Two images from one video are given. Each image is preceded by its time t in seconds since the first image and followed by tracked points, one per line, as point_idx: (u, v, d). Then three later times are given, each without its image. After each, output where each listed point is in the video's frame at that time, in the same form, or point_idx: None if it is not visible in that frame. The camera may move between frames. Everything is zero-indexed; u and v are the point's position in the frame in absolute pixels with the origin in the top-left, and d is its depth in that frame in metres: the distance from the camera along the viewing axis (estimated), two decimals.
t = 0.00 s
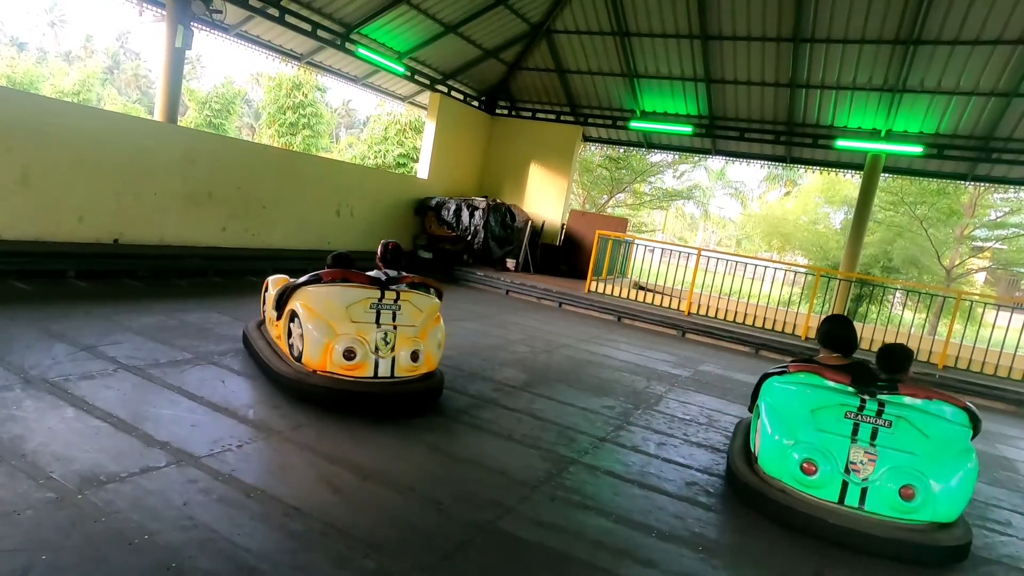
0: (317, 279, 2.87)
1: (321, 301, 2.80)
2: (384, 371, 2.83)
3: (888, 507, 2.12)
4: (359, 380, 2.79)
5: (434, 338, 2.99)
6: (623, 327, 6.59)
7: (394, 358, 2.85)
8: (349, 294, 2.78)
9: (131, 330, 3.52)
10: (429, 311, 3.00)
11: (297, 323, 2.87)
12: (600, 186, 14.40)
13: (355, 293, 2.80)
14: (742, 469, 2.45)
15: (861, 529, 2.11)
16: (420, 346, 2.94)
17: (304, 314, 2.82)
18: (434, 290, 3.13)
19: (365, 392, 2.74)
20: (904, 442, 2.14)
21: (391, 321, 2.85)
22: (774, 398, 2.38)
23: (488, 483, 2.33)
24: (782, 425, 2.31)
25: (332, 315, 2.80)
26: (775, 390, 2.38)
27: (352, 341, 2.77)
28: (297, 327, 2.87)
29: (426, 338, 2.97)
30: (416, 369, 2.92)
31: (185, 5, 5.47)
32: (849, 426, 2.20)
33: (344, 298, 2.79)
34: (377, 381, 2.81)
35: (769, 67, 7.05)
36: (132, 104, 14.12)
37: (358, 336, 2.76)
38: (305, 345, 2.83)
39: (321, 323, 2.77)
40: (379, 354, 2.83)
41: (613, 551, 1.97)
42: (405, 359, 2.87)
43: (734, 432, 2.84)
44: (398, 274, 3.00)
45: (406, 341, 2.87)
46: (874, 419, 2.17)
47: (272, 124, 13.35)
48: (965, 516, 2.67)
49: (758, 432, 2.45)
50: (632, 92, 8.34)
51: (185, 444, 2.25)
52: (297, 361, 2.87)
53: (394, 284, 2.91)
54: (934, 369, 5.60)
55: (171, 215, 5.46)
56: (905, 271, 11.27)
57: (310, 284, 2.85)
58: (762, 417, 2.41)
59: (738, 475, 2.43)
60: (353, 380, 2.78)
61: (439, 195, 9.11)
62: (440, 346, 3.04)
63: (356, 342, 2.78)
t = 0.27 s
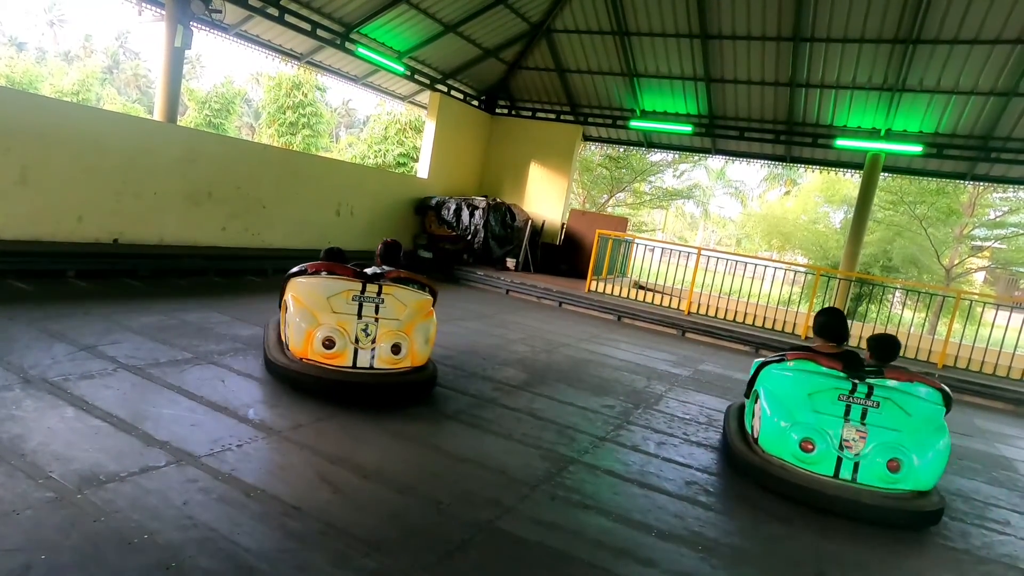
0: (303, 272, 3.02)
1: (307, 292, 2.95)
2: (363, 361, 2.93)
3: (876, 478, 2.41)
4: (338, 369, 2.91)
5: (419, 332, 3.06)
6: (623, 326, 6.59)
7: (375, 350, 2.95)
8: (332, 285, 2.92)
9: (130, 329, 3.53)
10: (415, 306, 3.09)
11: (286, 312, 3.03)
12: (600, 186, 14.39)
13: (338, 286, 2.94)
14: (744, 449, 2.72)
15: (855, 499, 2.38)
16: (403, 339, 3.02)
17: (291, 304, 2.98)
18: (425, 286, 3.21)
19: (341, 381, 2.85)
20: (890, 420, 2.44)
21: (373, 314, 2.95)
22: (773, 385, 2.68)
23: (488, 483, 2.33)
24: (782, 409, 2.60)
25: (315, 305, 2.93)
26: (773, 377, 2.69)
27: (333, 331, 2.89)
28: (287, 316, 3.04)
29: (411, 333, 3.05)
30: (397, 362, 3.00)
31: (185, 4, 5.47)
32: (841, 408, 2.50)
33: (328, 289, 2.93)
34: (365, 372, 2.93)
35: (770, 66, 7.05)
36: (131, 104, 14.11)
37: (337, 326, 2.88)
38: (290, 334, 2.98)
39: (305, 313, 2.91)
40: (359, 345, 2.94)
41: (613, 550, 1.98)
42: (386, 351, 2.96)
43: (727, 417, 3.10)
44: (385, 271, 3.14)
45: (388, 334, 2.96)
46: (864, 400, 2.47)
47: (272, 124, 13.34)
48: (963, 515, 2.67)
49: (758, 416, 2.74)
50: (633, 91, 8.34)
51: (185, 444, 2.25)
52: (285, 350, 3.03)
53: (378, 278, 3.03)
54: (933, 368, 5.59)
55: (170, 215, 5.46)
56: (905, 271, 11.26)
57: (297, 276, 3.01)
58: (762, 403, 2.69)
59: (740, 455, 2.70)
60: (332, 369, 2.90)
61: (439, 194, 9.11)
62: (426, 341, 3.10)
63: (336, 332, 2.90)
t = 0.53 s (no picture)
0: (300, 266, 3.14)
1: (301, 285, 3.06)
2: (350, 354, 3.03)
3: (862, 456, 2.64)
4: (326, 360, 3.03)
5: (408, 328, 3.12)
6: (622, 325, 6.59)
7: (363, 343, 3.04)
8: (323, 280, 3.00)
9: (130, 329, 3.53)
10: (406, 302, 3.14)
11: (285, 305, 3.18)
12: (600, 185, 14.39)
13: (329, 280, 3.01)
14: (740, 433, 2.94)
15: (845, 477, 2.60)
16: (391, 334, 3.09)
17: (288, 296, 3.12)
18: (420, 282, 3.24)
19: (327, 372, 2.97)
20: (874, 403, 2.65)
21: (362, 309, 3.03)
22: (766, 373, 2.87)
23: (488, 482, 2.34)
24: (775, 395, 2.81)
25: (308, 298, 3.05)
26: (766, 365, 2.86)
27: (323, 323, 3.01)
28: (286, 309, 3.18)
29: (400, 328, 3.12)
30: (384, 355, 3.08)
31: (184, 4, 5.48)
32: (829, 392, 2.70)
33: (319, 283, 3.02)
34: (362, 366, 3.03)
35: (769, 66, 7.05)
36: (130, 103, 14.10)
37: (326, 320, 2.99)
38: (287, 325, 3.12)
39: (299, 305, 3.04)
40: (348, 337, 3.04)
41: (611, 549, 1.98)
42: (373, 345, 3.04)
43: (719, 405, 3.32)
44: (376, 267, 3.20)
45: (376, 329, 3.05)
46: (850, 385, 2.66)
47: (271, 123, 13.34)
48: (962, 514, 2.67)
49: (752, 401, 2.95)
50: (632, 91, 8.34)
51: (185, 443, 2.26)
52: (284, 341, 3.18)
53: (369, 274, 3.08)
54: (932, 367, 5.59)
55: (170, 215, 5.47)
56: (904, 270, 11.27)
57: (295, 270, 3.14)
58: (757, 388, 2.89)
59: (738, 440, 2.91)
60: (321, 360, 3.03)
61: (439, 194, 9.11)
62: (415, 337, 3.16)
63: (326, 325, 3.01)
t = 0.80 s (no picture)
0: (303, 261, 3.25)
1: (299, 280, 3.17)
2: (343, 347, 3.10)
3: (844, 435, 2.90)
4: (320, 353, 3.11)
5: (401, 324, 3.15)
6: (622, 325, 6.59)
7: (355, 337, 3.10)
8: (318, 275, 3.10)
9: (130, 328, 3.53)
10: (399, 298, 3.19)
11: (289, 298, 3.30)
12: (600, 184, 14.37)
13: (325, 275, 3.11)
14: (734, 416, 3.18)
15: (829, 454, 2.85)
16: (384, 329, 3.13)
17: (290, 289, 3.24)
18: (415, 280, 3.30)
19: (319, 363, 3.04)
20: (855, 386, 2.91)
21: (355, 303, 3.10)
22: (758, 360, 3.13)
23: (488, 481, 2.34)
24: (766, 379, 3.06)
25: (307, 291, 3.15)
26: (758, 352, 3.13)
27: (317, 316, 3.10)
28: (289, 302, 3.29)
29: (393, 324, 3.16)
30: (376, 350, 3.12)
31: (184, 4, 5.48)
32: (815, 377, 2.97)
33: (315, 277, 3.11)
34: (353, 359, 3.09)
35: (768, 65, 7.05)
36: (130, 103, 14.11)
37: (320, 312, 3.08)
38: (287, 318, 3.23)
39: (297, 298, 3.16)
40: (341, 331, 3.11)
41: (611, 548, 1.98)
42: (364, 339, 3.10)
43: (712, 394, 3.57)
44: (370, 264, 3.25)
45: (368, 323, 3.10)
46: (833, 369, 2.93)
47: (271, 123, 13.32)
48: (961, 513, 2.67)
49: (745, 386, 3.20)
50: (632, 90, 8.34)
51: (185, 442, 2.26)
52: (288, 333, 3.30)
53: (364, 271, 3.16)
54: (932, 366, 5.59)
55: (170, 214, 5.47)
56: (903, 269, 11.27)
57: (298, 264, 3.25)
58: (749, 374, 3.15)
59: (732, 421, 3.15)
60: (315, 352, 3.11)
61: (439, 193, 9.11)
62: (409, 333, 3.19)
63: (320, 317, 3.10)
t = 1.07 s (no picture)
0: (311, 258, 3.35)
1: (303, 275, 3.28)
2: (339, 341, 3.17)
3: (829, 415, 3.17)
4: (319, 346, 3.20)
5: (396, 320, 3.19)
6: (622, 324, 6.59)
7: (351, 331, 3.17)
8: (318, 271, 3.18)
9: (129, 328, 3.53)
10: (396, 295, 3.24)
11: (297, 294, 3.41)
12: (600, 183, 14.36)
13: (325, 271, 3.19)
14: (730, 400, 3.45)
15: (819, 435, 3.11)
16: (379, 325, 3.18)
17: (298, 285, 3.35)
18: (414, 278, 3.34)
19: (315, 356, 3.14)
20: (839, 372, 3.17)
21: (352, 299, 3.17)
22: (752, 349, 3.39)
23: (488, 481, 2.34)
24: (758, 366, 3.33)
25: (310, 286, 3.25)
26: (751, 342, 3.39)
27: (317, 311, 3.20)
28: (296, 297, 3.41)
29: (389, 320, 3.20)
30: (371, 345, 3.18)
31: (183, 3, 5.48)
32: (803, 363, 3.23)
33: (316, 273, 3.21)
34: (349, 353, 3.17)
35: (768, 64, 7.04)
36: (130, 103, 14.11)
37: (319, 307, 3.18)
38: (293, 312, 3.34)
39: (301, 292, 3.27)
40: (338, 325, 3.19)
41: (611, 547, 1.98)
42: (360, 333, 3.16)
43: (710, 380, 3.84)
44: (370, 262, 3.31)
45: (364, 319, 3.16)
46: (819, 357, 3.19)
47: (271, 122, 13.31)
48: (960, 512, 2.67)
49: (739, 373, 3.47)
50: (632, 90, 8.34)
51: (185, 441, 2.26)
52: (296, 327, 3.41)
53: (362, 267, 3.22)
54: (931, 365, 5.58)
55: (170, 213, 5.47)
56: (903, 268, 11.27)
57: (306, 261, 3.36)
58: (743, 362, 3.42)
59: (728, 406, 3.43)
60: (313, 345, 3.21)
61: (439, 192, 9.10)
62: (404, 330, 3.23)
63: (320, 311, 3.20)
